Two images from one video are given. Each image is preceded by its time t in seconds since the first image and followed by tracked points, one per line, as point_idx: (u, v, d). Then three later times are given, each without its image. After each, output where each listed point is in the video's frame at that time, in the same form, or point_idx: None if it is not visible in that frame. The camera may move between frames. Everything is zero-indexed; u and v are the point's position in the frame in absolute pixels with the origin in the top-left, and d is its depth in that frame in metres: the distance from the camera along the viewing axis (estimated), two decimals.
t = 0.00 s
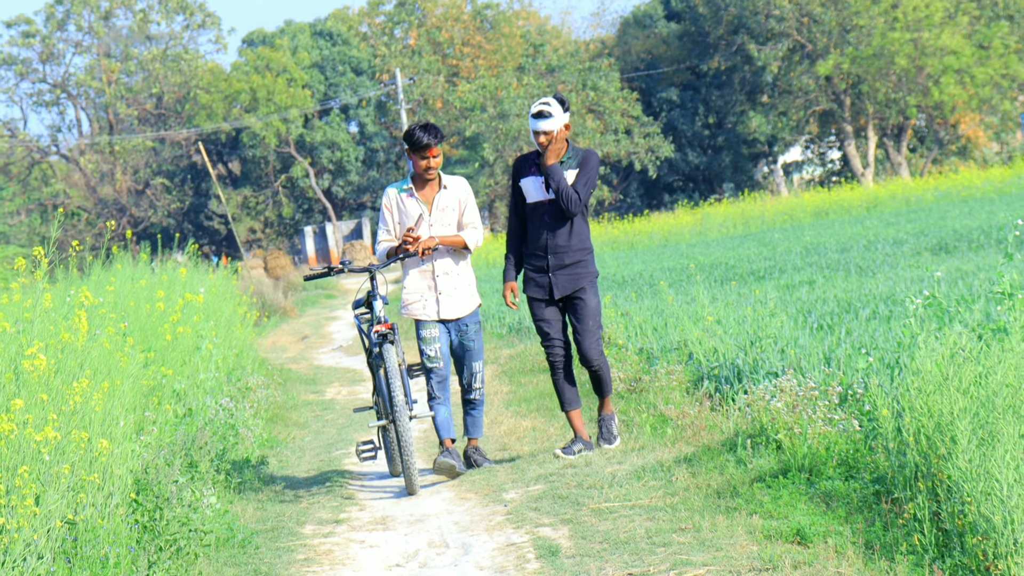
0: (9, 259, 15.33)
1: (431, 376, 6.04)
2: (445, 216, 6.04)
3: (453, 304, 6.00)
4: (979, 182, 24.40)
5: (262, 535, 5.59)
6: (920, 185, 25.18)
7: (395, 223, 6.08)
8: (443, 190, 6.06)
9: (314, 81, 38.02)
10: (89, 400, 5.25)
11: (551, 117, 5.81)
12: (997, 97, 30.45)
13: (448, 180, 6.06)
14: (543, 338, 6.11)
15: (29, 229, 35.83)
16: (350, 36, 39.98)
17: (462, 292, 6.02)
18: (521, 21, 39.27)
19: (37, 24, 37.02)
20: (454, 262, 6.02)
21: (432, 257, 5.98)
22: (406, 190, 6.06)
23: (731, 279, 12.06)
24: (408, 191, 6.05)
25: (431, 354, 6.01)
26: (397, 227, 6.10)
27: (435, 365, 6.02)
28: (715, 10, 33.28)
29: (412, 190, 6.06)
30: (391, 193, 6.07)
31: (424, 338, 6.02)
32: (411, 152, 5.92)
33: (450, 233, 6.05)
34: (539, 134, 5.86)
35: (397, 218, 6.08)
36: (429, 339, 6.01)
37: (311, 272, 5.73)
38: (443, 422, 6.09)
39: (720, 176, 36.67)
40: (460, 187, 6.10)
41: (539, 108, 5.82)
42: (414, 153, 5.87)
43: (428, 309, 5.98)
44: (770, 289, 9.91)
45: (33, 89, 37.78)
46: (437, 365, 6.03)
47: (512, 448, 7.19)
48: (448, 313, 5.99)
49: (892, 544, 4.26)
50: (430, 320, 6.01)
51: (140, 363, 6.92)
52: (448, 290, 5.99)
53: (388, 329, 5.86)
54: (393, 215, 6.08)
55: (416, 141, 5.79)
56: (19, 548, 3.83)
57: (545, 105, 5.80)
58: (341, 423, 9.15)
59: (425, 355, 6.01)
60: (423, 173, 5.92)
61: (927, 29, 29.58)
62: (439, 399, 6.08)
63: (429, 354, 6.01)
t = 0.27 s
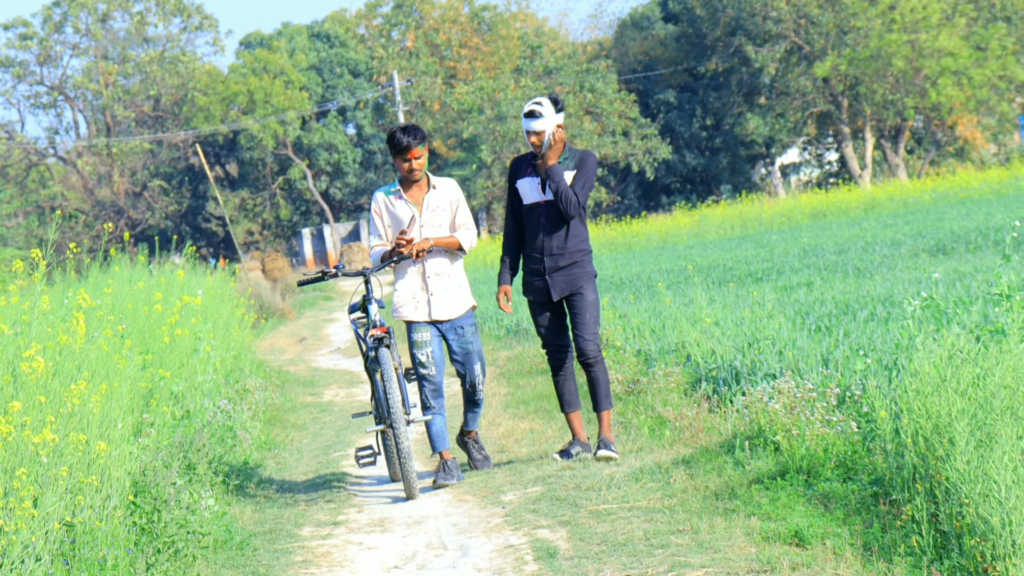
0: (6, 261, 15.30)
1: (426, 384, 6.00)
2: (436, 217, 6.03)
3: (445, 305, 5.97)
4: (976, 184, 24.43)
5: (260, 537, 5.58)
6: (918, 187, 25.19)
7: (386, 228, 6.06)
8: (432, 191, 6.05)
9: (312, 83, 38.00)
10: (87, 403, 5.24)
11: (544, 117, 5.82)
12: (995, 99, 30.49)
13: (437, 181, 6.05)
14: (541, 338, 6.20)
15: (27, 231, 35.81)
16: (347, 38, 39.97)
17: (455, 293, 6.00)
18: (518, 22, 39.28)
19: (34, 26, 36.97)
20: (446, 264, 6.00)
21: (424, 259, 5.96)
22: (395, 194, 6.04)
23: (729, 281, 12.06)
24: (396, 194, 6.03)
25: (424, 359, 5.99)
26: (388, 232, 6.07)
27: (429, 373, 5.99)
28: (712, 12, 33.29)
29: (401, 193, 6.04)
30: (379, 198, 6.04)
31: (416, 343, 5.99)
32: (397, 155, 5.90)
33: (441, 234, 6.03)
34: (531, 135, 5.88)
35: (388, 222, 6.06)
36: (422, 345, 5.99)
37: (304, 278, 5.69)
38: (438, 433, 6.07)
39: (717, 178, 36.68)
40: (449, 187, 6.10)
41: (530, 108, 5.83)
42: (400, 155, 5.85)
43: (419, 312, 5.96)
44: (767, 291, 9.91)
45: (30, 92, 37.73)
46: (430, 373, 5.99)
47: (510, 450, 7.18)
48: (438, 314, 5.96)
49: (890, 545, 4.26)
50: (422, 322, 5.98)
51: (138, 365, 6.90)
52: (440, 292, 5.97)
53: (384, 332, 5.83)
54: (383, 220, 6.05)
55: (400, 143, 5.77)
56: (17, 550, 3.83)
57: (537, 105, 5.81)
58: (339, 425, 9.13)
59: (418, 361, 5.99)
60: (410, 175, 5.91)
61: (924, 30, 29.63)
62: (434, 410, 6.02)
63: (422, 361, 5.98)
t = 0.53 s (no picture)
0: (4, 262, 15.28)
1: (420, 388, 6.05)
2: (428, 216, 6.01)
3: (436, 303, 5.95)
4: (974, 185, 24.43)
5: (259, 538, 5.58)
6: (916, 188, 25.20)
7: (378, 227, 6.03)
8: (424, 190, 6.03)
9: (310, 84, 38.00)
10: (85, 404, 5.24)
11: (549, 121, 5.85)
12: (992, 100, 30.50)
13: (429, 180, 6.05)
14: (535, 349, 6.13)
15: (25, 232, 35.81)
16: (345, 39, 39.97)
17: (446, 292, 5.97)
18: (516, 23, 39.30)
19: (32, 27, 36.96)
20: (439, 263, 5.98)
21: (416, 258, 5.94)
22: (386, 193, 6.04)
23: (727, 282, 12.07)
24: (388, 193, 6.02)
25: (417, 364, 6.02)
26: (380, 231, 6.05)
27: (423, 378, 6.03)
28: (710, 13, 33.33)
29: (392, 193, 6.03)
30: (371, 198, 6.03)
31: (409, 347, 6.01)
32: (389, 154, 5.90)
33: (434, 233, 6.02)
34: (536, 137, 5.91)
35: (380, 222, 6.04)
36: (415, 350, 6.01)
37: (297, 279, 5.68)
38: (436, 434, 6.09)
39: (715, 179, 36.69)
40: (442, 186, 6.09)
41: (537, 111, 5.85)
42: (391, 155, 5.84)
43: (410, 312, 5.96)
44: (766, 292, 9.91)
45: (28, 93, 37.73)
46: (424, 376, 6.03)
47: (508, 451, 7.19)
48: (429, 313, 5.94)
49: (888, 546, 4.26)
50: (414, 324, 5.99)
51: (136, 366, 6.89)
52: (432, 291, 5.95)
53: (379, 333, 5.84)
54: (375, 219, 6.03)
55: (391, 143, 5.77)
56: (15, 551, 3.83)
57: (544, 109, 5.84)
58: (337, 426, 9.13)
59: (411, 364, 6.02)
60: (402, 174, 5.90)
61: (922, 31, 29.66)
62: (431, 412, 6.04)
63: (415, 365, 6.01)
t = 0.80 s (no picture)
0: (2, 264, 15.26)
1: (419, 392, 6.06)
2: (428, 220, 5.99)
3: (430, 310, 5.90)
4: (973, 187, 24.43)
5: (257, 540, 5.57)
6: (914, 190, 25.22)
7: (378, 230, 6.02)
8: (425, 194, 6.02)
9: (308, 85, 37.99)
10: (83, 406, 5.23)
11: (552, 119, 5.80)
12: (991, 102, 30.51)
13: (431, 184, 6.03)
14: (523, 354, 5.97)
15: (23, 234, 35.81)
16: (344, 41, 39.97)
17: (442, 298, 5.93)
18: (515, 25, 39.30)
19: (30, 28, 36.95)
20: (436, 268, 5.95)
21: (413, 261, 5.91)
22: (387, 197, 6.03)
23: (726, 283, 12.06)
24: (389, 197, 6.01)
25: (416, 368, 6.04)
26: (380, 233, 6.04)
27: (419, 382, 6.05)
28: (709, 15, 33.36)
29: (393, 196, 6.02)
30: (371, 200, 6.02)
31: (408, 353, 6.04)
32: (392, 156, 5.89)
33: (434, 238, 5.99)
34: (538, 134, 5.87)
35: (380, 224, 6.03)
36: (414, 355, 6.04)
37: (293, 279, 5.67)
38: (436, 435, 6.08)
39: (714, 180, 36.71)
40: (444, 191, 6.07)
41: (541, 109, 5.80)
42: (393, 157, 5.82)
43: (405, 317, 5.94)
44: (764, 294, 9.91)
45: (27, 94, 37.73)
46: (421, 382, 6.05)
47: (507, 453, 7.18)
48: (422, 319, 5.90)
49: (887, 548, 4.25)
50: (410, 330, 5.98)
51: (134, 368, 6.88)
52: (428, 296, 5.91)
53: (375, 334, 5.84)
54: (375, 221, 6.02)
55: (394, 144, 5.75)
56: (14, 552, 3.82)
57: (548, 105, 5.79)
58: (336, 427, 9.13)
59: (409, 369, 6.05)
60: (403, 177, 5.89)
61: (921, 33, 29.69)
62: (428, 418, 6.04)
63: (414, 370, 6.03)
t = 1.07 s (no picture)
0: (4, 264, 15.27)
1: (420, 398, 5.99)
2: (436, 218, 5.96)
3: (437, 310, 5.89)
4: (974, 187, 24.40)
5: (259, 540, 5.58)
6: (916, 191, 25.18)
7: (386, 229, 6.03)
8: (434, 193, 5.99)
9: (310, 86, 38.00)
10: (85, 406, 5.24)
11: (549, 121, 5.77)
12: (993, 102, 30.48)
13: (440, 183, 6.00)
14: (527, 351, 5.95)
15: (25, 234, 35.86)
16: (345, 41, 39.98)
17: (449, 298, 5.91)
18: (517, 26, 39.29)
19: (32, 29, 36.97)
20: (443, 267, 5.93)
21: (420, 260, 5.90)
22: (396, 194, 6.02)
23: (728, 284, 12.05)
24: (397, 195, 6.01)
25: (417, 372, 5.97)
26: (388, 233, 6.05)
27: (421, 388, 5.98)
28: (711, 15, 33.35)
29: (402, 194, 6.01)
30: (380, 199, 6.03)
31: (412, 355, 5.98)
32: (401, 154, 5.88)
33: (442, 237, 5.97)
34: (535, 137, 5.84)
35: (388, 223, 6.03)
36: (417, 358, 5.97)
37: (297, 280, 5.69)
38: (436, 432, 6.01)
39: (716, 181, 36.69)
40: (454, 189, 6.03)
41: (535, 112, 5.80)
42: (403, 155, 5.82)
43: (412, 317, 5.92)
44: (766, 294, 9.90)
45: (28, 95, 37.76)
46: (423, 386, 5.97)
47: (508, 453, 7.18)
48: (428, 319, 5.88)
49: (889, 548, 4.26)
50: (415, 330, 5.96)
51: (136, 368, 6.89)
52: (435, 295, 5.90)
53: (377, 335, 5.83)
54: (384, 221, 6.04)
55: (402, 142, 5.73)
56: (15, 553, 3.83)
57: (545, 108, 5.76)
58: (337, 427, 9.14)
59: (411, 371, 5.98)
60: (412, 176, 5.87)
61: (923, 34, 29.69)
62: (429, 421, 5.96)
63: (415, 373, 5.97)
